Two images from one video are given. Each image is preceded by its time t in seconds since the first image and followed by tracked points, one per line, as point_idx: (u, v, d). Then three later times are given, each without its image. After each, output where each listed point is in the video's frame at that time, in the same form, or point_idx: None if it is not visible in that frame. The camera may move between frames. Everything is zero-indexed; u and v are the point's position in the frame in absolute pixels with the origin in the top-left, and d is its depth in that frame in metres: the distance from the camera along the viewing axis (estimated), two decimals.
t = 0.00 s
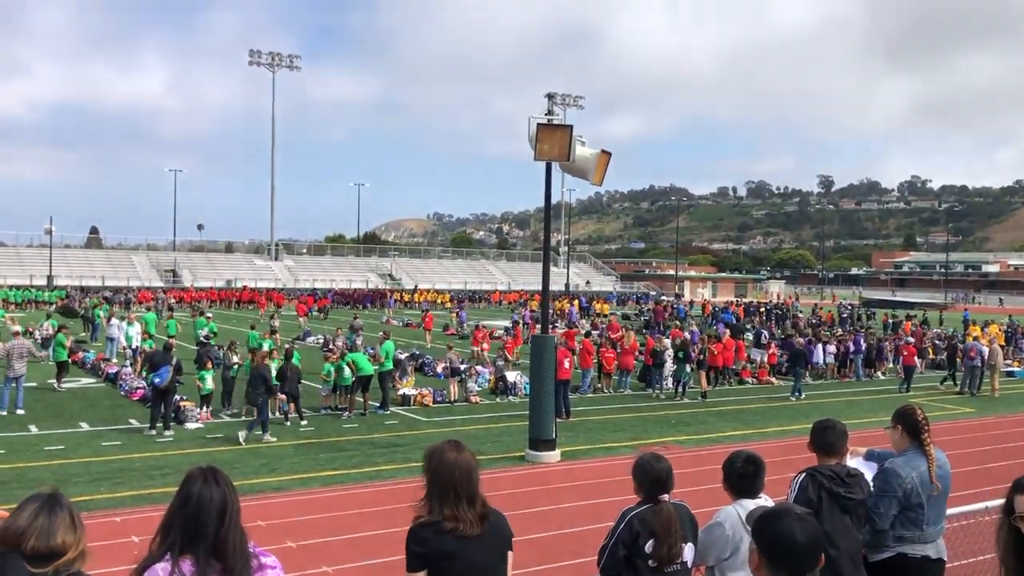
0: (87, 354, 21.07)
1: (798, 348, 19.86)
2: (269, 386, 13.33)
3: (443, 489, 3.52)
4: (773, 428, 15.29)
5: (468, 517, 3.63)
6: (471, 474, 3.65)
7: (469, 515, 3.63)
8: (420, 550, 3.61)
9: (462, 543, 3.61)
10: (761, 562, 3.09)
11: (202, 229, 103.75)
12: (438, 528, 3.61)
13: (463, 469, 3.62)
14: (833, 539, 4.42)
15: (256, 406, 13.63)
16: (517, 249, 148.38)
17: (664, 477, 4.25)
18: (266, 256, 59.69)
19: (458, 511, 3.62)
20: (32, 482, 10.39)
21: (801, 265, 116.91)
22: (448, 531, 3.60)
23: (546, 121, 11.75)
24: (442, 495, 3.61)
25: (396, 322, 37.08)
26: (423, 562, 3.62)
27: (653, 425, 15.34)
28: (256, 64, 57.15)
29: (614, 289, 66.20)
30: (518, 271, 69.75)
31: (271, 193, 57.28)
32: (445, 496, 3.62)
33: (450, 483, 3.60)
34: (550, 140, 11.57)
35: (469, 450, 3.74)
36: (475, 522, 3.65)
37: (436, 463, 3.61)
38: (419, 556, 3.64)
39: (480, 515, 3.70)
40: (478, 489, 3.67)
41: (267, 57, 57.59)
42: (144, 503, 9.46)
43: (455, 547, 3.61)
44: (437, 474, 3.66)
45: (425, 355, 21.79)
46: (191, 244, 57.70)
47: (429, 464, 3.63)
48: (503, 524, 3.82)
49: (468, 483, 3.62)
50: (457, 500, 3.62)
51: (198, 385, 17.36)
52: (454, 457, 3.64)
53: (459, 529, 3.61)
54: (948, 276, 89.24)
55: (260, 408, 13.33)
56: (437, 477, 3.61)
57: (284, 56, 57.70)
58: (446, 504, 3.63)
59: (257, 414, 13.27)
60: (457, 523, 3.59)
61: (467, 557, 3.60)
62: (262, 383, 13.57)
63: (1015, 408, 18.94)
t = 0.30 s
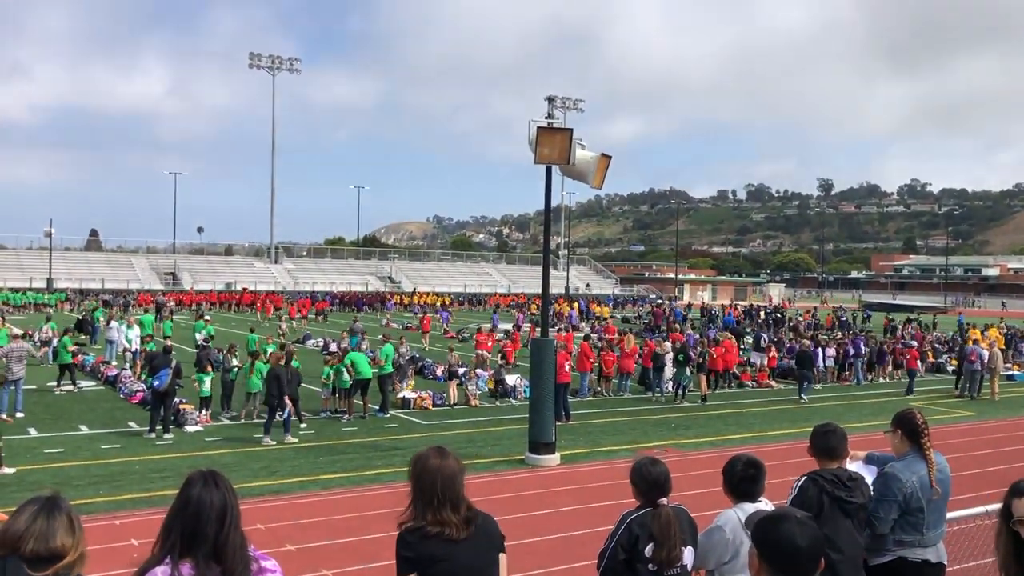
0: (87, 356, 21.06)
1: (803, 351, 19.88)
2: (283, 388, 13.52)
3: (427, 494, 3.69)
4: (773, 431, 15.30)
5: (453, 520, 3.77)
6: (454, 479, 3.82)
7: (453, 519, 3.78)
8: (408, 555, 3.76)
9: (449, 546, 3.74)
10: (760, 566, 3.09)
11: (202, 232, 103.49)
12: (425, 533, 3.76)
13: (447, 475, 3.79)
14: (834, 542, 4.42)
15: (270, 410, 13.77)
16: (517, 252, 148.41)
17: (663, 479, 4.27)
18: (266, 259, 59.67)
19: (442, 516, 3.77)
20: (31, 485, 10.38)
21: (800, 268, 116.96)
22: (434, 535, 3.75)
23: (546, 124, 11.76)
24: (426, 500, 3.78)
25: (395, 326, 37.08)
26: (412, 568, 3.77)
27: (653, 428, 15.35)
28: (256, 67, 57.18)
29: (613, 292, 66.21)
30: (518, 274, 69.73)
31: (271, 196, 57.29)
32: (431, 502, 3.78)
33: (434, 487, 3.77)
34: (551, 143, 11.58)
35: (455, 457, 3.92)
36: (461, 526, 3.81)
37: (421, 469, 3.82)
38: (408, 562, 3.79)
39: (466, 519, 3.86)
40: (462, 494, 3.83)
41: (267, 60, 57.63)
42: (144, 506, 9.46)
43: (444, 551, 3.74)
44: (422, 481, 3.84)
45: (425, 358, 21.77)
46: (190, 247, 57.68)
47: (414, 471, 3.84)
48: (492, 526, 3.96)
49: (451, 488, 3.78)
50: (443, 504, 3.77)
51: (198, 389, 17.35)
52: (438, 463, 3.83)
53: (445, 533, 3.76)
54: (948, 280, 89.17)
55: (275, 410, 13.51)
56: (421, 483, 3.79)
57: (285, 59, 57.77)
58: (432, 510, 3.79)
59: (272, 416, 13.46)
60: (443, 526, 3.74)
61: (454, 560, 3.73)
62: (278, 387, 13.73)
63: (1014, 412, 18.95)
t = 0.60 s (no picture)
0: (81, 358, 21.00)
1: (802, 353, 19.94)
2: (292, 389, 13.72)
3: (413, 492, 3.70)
4: (767, 433, 15.32)
5: (440, 520, 3.79)
6: (444, 479, 3.83)
7: (441, 519, 3.79)
8: (395, 554, 3.77)
9: (435, 546, 3.75)
10: (753, 566, 3.09)
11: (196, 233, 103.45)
12: (411, 531, 3.78)
13: (437, 474, 3.81)
14: (827, 542, 4.43)
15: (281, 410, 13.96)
16: (512, 253, 148.62)
17: (655, 480, 4.28)
18: (260, 260, 59.61)
19: (431, 515, 3.79)
20: (24, 487, 10.33)
21: (794, 270, 117.24)
22: (421, 534, 3.76)
23: (540, 126, 11.77)
24: (416, 499, 3.79)
25: (389, 327, 37.07)
26: (399, 567, 3.77)
27: (647, 429, 15.37)
28: (251, 69, 57.12)
29: (608, 294, 66.32)
30: (513, 276, 69.73)
31: (265, 198, 57.23)
32: (419, 501, 3.80)
33: (423, 487, 3.78)
34: (545, 145, 11.59)
35: (445, 457, 3.93)
36: (449, 525, 3.82)
37: (410, 468, 3.83)
38: (396, 562, 3.79)
39: (454, 518, 3.87)
40: (451, 494, 3.84)
41: (262, 62, 57.61)
42: (138, 508, 9.43)
43: (431, 550, 3.75)
44: (411, 482, 3.85)
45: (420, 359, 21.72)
46: (185, 248, 57.55)
47: (404, 471, 3.84)
48: (481, 527, 3.98)
49: (440, 487, 3.80)
50: (431, 504, 3.79)
51: (192, 391, 17.33)
52: (428, 463, 3.84)
53: (433, 532, 3.77)
54: (941, 282, 89.39)
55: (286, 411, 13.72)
56: (411, 482, 3.81)
57: (279, 61, 57.76)
58: (420, 509, 3.80)
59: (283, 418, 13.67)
60: (431, 525, 3.75)
61: (441, 560, 3.74)
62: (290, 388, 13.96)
63: (1007, 413, 19.02)
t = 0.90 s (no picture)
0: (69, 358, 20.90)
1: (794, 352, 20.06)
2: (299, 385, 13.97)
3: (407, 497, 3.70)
4: (756, 431, 15.39)
5: (432, 525, 3.80)
6: (435, 482, 3.83)
7: (433, 524, 3.80)
8: (385, 559, 3.79)
9: (426, 553, 3.76)
10: (743, 565, 3.10)
11: (185, 233, 103.30)
12: (403, 539, 3.78)
13: (429, 476, 3.81)
14: (814, 539, 4.46)
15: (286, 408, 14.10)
16: (502, 252, 148.77)
17: (645, 479, 4.28)
18: (250, 260, 59.48)
19: (424, 520, 3.80)
20: (12, 488, 10.25)
21: (783, 268, 117.71)
22: (413, 541, 3.76)
23: (529, 126, 11.77)
24: (408, 504, 3.80)
25: (379, 327, 37.04)
26: (390, 572, 3.80)
27: (637, 428, 15.41)
28: (240, 68, 56.95)
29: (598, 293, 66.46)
30: (502, 275, 69.79)
31: (254, 197, 57.08)
32: (410, 506, 3.81)
33: (415, 491, 3.79)
34: (535, 144, 11.60)
35: (436, 459, 3.93)
36: (440, 531, 3.83)
37: (402, 472, 3.81)
38: (386, 566, 3.81)
39: (445, 521, 3.87)
40: (443, 498, 3.86)
41: (250, 61, 57.50)
42: (127, 509, 9.40)
43: (421, 557, 3.76)
44: (403, 484, 3.84)
45: (410, 359, 21.70)
46: (173, 248, 57.32)
47: (395, 474, 3.83)
48: (472, 531, 3.99)
49: (431, 491, 3.80)
50: (423, 509, 3.80)
51: (181, 391, 17.29)
52: (420, 465, 3.84)
53: (423, 538, 3.77)
54: (929, 281, 89.90)
55: (295, 408, 13.94)
56: (402, 485, 3.80)
57: (268, 60, 57.64)
58: (413, 514, 3.80)
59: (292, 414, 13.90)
60: (423, 532, 3.76)
61: (432, 567, 3.76)
62: (297, 385, 14.10)
63: (994, 410, 19.14)
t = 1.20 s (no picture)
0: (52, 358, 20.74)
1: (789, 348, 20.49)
2: (301, 383, 13.99)
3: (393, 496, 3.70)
4: (741, 427, 15.46)
5: (418, 524, 3.80)
6: (423, 480, 3.83)
7: (420, 523, 3.81)
8: (370, 558, 3.78)
9: (412, 552, 3.77)
10: (727, 560, 3.12)
11: (170, 231, 102.68)
12: (389, 537, 3.78)
13: (416, 475, 3.81)
14: (796, 536, 4.48)
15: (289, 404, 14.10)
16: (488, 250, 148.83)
17: (628, 476, 4.30)
18: (234, 259, 59.18)
19: (410, 519, 3.80)
20: None
21: (768, 265, 118.22)
22: (399, 540, 3.77)
23: (514, 123, 11.77)
24: (395, 502, 3.80)
25: (365, 326, 36.98)
26: (376, 570, 3.80)
27: (623, 425, 15.45)
28: (224, 66, 56.67)
29: (584, 291, 66.54)
30: (489, 273, 69.84)
31: (238, 195, 56.84)
32: (396, 504, 3.80)
33: (402, 490, 3.79)
34: (520, 142, 11.60)
35: (424, 456, 3.93)
36: (426, 529, 3.83)
37: (389, 471, 3.81)
38: (371, 565, 3.81)
39: (431, 520, 3.88)
40: (430, 496, 3.86)
41: (235, 58, 57.11)
42: (110, 509, 9.35)
43: (406, 555, 3.77)
44: (390, 483, 3.85)
45: (396, 358, 21.69)
46: (157, 247, 57.00)
47: (382, 473, 3.82)
48: (458, 528, 4.01)
49: (418, 490, 3.80)
50: (409, 508, 3.80)
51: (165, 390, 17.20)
52: (408, 462, 3.85)
53: (410, 537, 3.78)
54: (912, 277, 90.59)
55: (297, 407, 13.94)
56: (389, 483, 3.80)
57: (253, 57, 57.27)
58: (398, 513, 3.80)
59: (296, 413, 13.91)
60: (409, 532, 3.76)
61: (417, 566, 3.77)
62: (298, 383, 14.10)
63: (977, 406, 19.29)
